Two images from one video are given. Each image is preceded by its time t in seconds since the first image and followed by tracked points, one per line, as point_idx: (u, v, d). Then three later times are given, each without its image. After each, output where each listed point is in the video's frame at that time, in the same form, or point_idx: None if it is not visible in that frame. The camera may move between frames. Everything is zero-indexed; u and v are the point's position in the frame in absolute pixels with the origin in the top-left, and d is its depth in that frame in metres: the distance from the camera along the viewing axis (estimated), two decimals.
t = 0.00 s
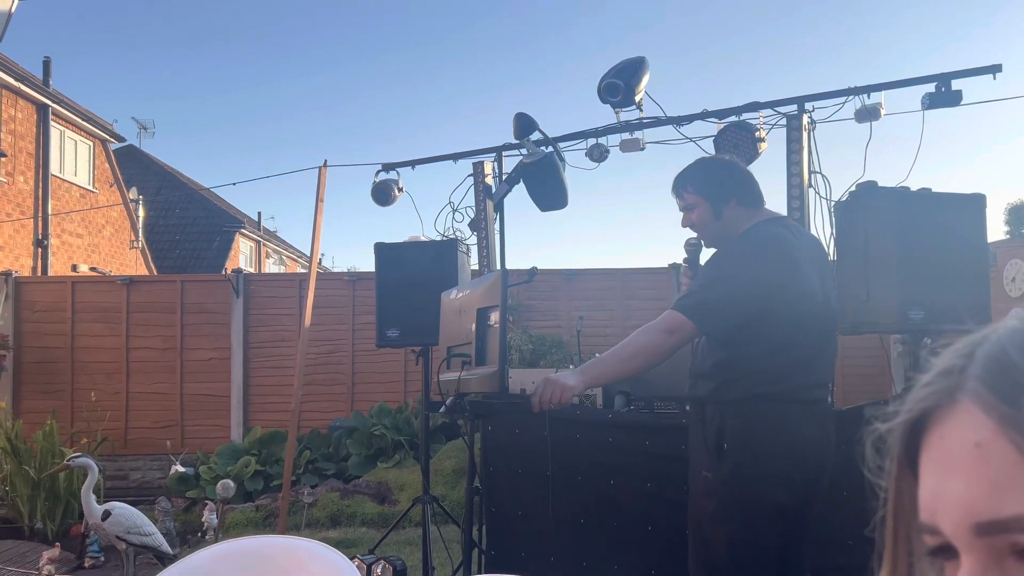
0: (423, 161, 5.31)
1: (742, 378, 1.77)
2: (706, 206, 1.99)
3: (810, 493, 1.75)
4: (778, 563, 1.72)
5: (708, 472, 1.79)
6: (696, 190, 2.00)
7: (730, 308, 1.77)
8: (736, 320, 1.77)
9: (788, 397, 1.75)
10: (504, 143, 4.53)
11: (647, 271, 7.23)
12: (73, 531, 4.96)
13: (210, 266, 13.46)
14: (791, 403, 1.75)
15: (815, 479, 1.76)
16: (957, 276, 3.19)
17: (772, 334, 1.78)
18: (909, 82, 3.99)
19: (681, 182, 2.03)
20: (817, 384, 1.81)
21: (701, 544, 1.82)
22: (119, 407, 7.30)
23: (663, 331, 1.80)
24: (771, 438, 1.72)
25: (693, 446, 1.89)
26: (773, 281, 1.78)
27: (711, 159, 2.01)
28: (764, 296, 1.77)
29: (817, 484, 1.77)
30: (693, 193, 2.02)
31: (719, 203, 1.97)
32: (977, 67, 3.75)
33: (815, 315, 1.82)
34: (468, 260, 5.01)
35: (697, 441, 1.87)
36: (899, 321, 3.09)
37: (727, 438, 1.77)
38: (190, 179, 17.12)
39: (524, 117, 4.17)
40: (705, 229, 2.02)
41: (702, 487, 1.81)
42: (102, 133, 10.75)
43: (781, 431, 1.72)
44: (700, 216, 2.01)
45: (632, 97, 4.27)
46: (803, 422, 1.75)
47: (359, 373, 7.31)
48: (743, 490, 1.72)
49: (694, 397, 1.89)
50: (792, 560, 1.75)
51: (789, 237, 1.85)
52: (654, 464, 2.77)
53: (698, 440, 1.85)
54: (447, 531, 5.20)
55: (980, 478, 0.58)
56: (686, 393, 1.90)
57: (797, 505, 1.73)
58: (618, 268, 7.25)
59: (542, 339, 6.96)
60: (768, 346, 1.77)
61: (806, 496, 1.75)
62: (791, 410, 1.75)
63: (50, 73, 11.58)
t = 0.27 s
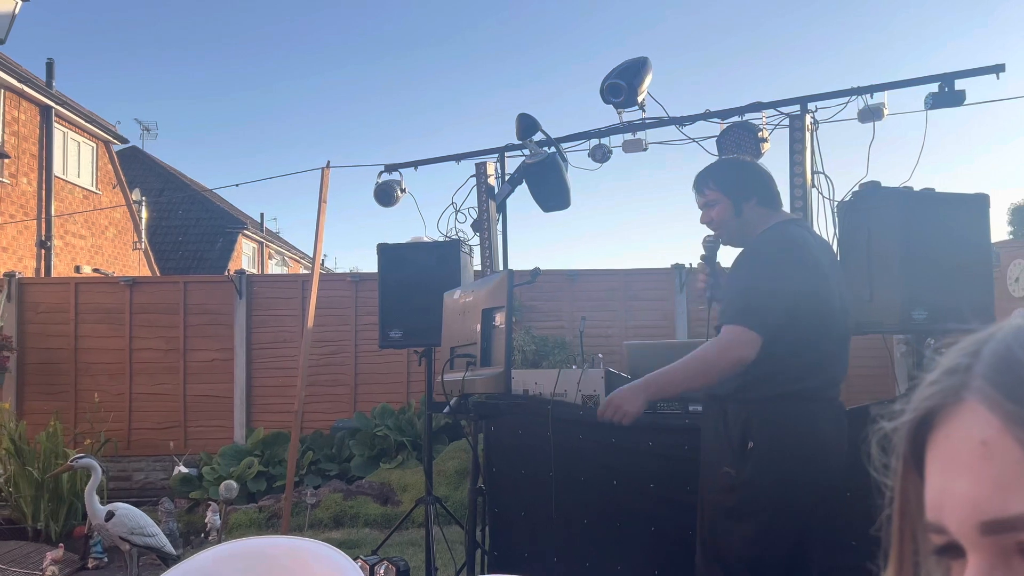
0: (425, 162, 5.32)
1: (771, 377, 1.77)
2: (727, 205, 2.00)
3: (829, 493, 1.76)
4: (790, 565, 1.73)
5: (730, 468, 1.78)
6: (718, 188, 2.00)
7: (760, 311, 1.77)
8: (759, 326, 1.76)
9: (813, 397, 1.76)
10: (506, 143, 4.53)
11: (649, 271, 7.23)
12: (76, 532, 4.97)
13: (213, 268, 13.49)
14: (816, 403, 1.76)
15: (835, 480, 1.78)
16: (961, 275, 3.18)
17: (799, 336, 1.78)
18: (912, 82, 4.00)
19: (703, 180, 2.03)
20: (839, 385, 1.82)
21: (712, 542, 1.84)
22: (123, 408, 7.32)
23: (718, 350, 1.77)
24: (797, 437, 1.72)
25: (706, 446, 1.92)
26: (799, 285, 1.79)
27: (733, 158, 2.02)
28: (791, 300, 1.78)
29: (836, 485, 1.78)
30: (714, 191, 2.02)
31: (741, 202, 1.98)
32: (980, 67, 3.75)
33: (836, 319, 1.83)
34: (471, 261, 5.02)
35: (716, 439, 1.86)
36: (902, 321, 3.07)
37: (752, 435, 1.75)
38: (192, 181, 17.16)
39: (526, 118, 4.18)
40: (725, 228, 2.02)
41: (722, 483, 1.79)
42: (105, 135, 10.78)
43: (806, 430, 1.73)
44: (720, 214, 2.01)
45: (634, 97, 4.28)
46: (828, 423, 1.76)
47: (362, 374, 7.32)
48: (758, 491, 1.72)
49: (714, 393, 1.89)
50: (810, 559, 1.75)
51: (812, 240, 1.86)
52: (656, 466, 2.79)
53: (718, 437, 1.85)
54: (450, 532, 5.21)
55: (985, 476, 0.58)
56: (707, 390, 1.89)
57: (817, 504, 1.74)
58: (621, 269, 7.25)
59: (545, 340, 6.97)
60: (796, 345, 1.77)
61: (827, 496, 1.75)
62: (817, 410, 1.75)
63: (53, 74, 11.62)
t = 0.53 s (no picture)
0: (426, 163, 5.33)
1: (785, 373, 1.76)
2: (731, 207, 1.99)
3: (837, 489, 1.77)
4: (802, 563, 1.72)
5: (742, 466, 1.76)
6: (721, 191, 2.00)
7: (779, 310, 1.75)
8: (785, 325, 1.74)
9: (822, 394, 1.77)
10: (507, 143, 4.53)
11: (650, 272, 7.23)
12: (78, 532, 4.98)
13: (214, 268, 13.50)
14: (825, 399, 1.77)
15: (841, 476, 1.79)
16: (962, 275, 3.18)
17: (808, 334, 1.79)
18: (913, 83, 3.99)
19: (705, 183, 2.03)
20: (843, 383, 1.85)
21: (718, 543, 1.81)
22: (124, 408, 7.32)
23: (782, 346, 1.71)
24: (809, 433, 1.73)
25: (710, 444, 1.89)
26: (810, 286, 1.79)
27: (733, 161, 2.02)
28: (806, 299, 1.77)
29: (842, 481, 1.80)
30: (717, 194, 2.02)
31: (744, 205, 1.98)
32: (982, 67, 3.75)
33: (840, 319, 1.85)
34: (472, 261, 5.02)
35: (722, 437, 1.84)
36: (903, 322, 3.07)
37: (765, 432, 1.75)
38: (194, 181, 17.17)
39: (528, 118, 4.18)
40: (728, 231, 2.02)
41: (732, 481, 1.78)
42: (107, 135, 10.79)
43: (817, 426, 1.74)
44: (723, 217, 2.01)
45: (636, 98, 4.28)
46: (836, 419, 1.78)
47: (363, 375, 7.33)
48: (773, 491, 1.71)
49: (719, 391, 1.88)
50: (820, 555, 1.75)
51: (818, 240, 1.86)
52: (657, 467, 2.77)
53: (724, 434, 1.84)
54: (451, 533, 5.21)
55: (983, 477, 0.58)
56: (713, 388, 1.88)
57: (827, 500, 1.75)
58: (622, 269, 7.25)
59: (546, 340, 6.97)
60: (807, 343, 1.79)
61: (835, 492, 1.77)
62: (826, 406, 1.77)
63: (55, 75, 11.64)
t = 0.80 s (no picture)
0: (427, 162, 5.32)
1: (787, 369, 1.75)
2: (735, 205, 1.98)
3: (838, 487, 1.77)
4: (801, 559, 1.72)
5: (744, 462, 1.75)
6: (726, 189, 1.99)
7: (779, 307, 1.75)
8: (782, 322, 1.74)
9: (825, 392, 1.77)
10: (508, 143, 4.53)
11: (651, 272, 7.23)
12: (78, 531, 4.97)
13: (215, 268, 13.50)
14: (828, 398, 1.77)
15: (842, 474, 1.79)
16: (964, 276, 3.17)
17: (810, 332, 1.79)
18: (915, 82, 3.98)
19: (710, 180, 2.02)
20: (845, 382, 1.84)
21: (720, 541, 1.80)
22: (125, 407, 7.32)
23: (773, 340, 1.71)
24: (813, 431, 1.72)
25: (711, 441, 1.88)
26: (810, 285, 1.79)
27: (739, 159, 2.01)
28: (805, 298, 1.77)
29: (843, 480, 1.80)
30: (722, 191, 2.00)
31: (748, 203, 1.97)
32: (984, 67, 3.74)
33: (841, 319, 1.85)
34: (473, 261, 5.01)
35: (724, 434, 1.83)
36: (905, 322, 3.06)
37: (768, 428, 1.74)
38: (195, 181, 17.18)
39: (529, 118, 4.17)
40: (731, 229, 2.01)
41: (733, 477, 1.77)
42: (108, 135, 10.79)
43: (820, 424, 1.73)
44: (727, 215, 2.00)
45: (637, 97, 4.27)
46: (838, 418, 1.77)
47: (363, 374, 7.33)
48: (774, 488, 1.70)
49: (721, 388, 1.87)
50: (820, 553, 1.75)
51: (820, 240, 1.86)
52: (658, 467, 2.76)
53: (727, 431, 1.83)
54: (451, 533, 5.21)
55: (984, 478, 0.57)
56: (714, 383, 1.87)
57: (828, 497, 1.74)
58: (622, 269, 7.24)
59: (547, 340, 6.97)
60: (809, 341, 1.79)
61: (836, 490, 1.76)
62: (829, 404, 1.77)
63: (56, 74, 11.65)
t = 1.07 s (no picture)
0: (428, 161, 5.33)
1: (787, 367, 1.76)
2: (739, 203, 1.99)
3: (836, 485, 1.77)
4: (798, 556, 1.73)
5: (744, 458, 1.75)
6: (732, 187, 1.99)
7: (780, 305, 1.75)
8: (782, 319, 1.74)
9: (825, 390, 1.77)
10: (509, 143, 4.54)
11: (652, 271, 7.23)
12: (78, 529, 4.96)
13: (215, 266, 13.50)
14: (827, 397, 1.77)
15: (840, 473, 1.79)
16: (964, 276, 3.18)
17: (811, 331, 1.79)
18: (917, 82, 3.98)
19: (714, 179, 2.02)
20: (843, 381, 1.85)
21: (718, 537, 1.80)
22: (125, 405, 7.33)
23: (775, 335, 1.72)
24: (812, 428, 1.72)
25: (710, 439, 1.88)
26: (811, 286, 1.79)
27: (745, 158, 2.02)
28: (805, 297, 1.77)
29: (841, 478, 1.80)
30: (727, 189, 2.01)
31: (752, 202, 1.98)
32: (984, 68, 3.74)
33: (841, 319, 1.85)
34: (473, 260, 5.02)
35: (723, 432, 1.83)
36: (905, 322, 3.07)
37: (768, 426, 1.74)
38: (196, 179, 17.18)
39: (530, 117, 4.18)
40: (734, 227, 2.02)
41: (733, 474, 1.77)
42: (109, 133, 10.80)
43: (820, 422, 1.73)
44: (730, 213, 2.00)
45: (638, 97, 4.27)
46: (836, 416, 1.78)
47: (363, 373, 7.33)
48: (774, 485, 1.70)
49: (722, 386, 1.87)
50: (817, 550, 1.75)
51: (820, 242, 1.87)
52: (658, 467, 2.77)
53: (726, 428, 1.83)
54: (451, 532, 5.22)
55: (982, 479, 0.58)
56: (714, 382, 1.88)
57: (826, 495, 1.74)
58: (623, 269, 7.25)
59: (547, 340, 6.97)
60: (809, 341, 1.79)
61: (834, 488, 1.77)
62: (828, 402, 1.77)
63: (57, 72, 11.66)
